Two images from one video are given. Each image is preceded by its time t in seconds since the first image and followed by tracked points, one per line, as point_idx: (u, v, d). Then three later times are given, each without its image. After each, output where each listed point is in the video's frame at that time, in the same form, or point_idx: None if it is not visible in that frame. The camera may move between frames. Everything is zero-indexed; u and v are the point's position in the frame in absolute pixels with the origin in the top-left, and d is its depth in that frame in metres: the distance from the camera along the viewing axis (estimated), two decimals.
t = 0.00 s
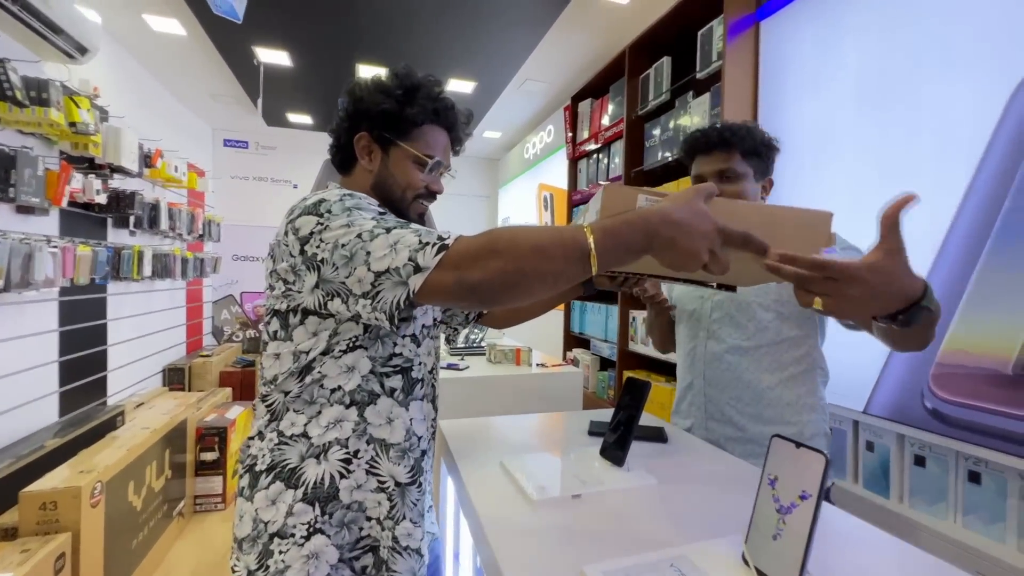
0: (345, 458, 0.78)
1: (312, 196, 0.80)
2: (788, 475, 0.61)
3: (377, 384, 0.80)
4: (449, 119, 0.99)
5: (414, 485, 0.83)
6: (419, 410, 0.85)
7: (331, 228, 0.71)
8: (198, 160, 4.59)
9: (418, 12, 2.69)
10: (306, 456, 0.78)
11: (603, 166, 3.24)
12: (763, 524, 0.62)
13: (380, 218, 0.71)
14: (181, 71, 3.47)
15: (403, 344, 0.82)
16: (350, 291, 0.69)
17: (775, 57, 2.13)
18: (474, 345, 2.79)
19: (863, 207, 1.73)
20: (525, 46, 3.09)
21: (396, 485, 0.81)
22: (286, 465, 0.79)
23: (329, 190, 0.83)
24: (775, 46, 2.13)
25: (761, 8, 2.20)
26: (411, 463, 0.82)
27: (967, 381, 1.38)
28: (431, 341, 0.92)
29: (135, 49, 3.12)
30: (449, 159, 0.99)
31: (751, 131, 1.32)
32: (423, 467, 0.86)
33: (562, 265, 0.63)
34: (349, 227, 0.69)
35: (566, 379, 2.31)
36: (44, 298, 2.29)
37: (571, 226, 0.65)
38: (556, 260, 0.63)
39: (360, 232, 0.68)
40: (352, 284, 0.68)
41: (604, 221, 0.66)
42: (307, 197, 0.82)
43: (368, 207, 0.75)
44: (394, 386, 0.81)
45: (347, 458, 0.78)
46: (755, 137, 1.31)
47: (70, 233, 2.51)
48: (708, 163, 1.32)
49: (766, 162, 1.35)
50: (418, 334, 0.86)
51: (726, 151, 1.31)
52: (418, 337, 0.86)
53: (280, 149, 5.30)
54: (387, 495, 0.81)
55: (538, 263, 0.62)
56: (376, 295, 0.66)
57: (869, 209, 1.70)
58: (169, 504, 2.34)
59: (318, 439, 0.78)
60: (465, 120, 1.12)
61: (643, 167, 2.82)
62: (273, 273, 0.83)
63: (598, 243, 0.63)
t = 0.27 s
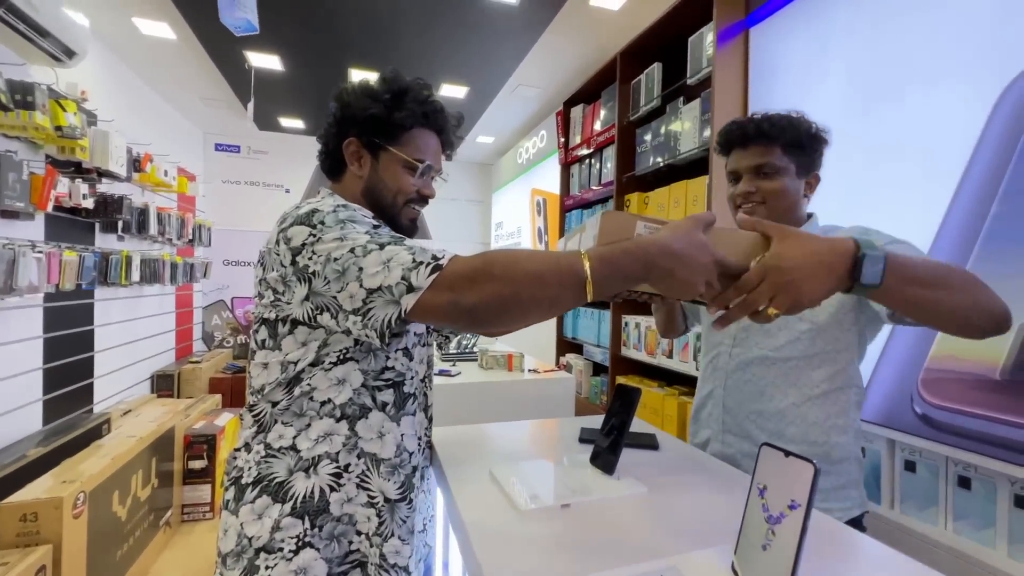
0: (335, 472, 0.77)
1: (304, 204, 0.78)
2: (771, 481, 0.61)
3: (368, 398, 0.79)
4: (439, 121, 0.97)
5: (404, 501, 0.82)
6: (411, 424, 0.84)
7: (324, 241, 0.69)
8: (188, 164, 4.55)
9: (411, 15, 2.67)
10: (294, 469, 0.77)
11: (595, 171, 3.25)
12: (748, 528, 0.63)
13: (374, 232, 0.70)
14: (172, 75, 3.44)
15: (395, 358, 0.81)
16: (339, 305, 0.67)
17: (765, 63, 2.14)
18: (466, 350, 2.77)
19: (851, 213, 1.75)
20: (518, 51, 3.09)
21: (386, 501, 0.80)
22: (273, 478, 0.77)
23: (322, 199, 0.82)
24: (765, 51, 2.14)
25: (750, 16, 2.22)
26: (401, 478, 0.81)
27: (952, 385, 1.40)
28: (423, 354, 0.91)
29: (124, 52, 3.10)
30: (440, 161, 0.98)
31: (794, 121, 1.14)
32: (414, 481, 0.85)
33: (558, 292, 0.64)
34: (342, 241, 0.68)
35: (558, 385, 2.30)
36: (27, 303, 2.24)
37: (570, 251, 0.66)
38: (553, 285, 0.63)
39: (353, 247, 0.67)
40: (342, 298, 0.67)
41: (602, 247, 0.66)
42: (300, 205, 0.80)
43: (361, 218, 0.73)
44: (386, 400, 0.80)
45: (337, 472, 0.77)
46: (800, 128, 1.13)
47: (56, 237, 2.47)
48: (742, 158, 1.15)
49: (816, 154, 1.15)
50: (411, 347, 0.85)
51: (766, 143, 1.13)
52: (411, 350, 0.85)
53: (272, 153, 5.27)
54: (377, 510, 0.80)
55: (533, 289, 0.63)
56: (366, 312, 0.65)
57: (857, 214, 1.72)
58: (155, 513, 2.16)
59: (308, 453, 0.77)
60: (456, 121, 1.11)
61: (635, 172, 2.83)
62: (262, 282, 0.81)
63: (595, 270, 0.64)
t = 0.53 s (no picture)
0: (332, 491, 0.77)
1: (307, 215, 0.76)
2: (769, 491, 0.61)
3: (369, 415, 0.78)
4: (430, 113, 0.96)
5: (402, 520, 0.82)
6: (411, 443, 0.84)
7: (333, 258, 0.68)
8: (180, 166, 4.51)
9: (406, 17, 2.66)
10: (290, 486, 0.76)
11: (590, 175, 3.25)
12: (746, 539, 0.62)
13: (384, 251, 0.69)
14: (163, 76, 3.41)
15: (398, 375, 0.81)
16: (346, 326, 0.67)
17: (758, 69, 2.15)
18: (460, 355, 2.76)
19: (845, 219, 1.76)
20: (513, 54, 3.10)
21: (385, 521, 0.80)
22: (268, 495, 0.76)
23: (326, 210, 0.79)
24: (758, 58, 2.16)
25: (743, 22, 2.24)
26: (401, 498, 0.81)
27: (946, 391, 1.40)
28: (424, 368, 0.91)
29: (115, 53, 3.06)
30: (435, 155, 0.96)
31: (816, 121, 1.14)
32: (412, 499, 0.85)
33: (573, 324, 0.65)
34: (351, 260, 0.67)
35: (552, 390, 2.29)
36: (13, 306, 2.20)
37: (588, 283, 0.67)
38: (569, 316, 0.65)
39: (365, 267, 0.66)
40: (350, 318, 0.66)
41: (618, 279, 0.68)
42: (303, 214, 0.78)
43: (369, 233, 0.72)
44: (387, 418, 0.80)
45: (334, 490, 0.77)
46: (823, 127, 1.13)
47: (44, 240, 2.43)
48: (762, 161, 1.16)
49: (840, 154, 1.14)
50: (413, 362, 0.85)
51: (786, 145, 1.14)
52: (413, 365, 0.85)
53: (265, 156, 5.24)
54: (374, 530, 0.79)
55: (546, 318, 0.64)
56: (376, 335, 0.65)
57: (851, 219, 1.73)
58: (142, 520, 2.09)
59: (306, 470, 0.76)
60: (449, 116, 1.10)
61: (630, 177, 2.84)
62: (261, 292, 0.79)
63: (610, 303, 0.65)
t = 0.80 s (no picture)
0: (336, 501, 0.76)
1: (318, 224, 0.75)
2: (764, 499, 0.60)
3: (377, 425, 0.78)
4: (438, 110, 0.96)
5: (409, 528, 0.83)
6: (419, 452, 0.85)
7: (350, 277, 0.68)
8: (173, 166, 4.48)
9: (404, 17, 2.65)
10: (293, 495, 0.76)
11: (586, 178, 3.27)
12: (742, 549, 0.60)
13: (401, 270, 0.70)
14: (158, 74, 3.38)
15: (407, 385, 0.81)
16: (365, 344, 0.68)
17: (754, 73, 2.17)
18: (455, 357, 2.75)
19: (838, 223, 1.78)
20: (510, 56, 3.09)
21: (391, 531, 0.80)
22: (269, 504, 0.76)
23: (339, 220, 0.78)
24: (753, 62, 2.17)
25: (739, 26, 2.25)
26: (407, 507, 0.82)
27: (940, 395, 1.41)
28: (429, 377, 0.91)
29: (108, 51, 3.04)
30: (445, 153, 0.97)
31: (800, 125, 1.12)
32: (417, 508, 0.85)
33: (593, 354, 0.69)
34: (370, 281, 0.67)
35: (546, 393, 2.28)
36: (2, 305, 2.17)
37: (607, 317, 0.69)
38: (591, 347, 0.68)
39: (385, 290, 0.67)
40: (369, 337, 0.68)
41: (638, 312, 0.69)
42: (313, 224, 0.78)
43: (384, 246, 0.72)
44: (396, 428, 0.80)
45: (339, 499, 0.76)
46: (807, 132, 1.11)
47: (35, 238, 2.39)
48: (747, 170, 1.15)
49: (826, 157, 1.13)
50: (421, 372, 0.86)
51: (770, 152, 1.12)
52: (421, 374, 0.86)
53: (260, 156, 5.21)
54: (380, 541, 0.79)
55: (566, 343, 0.67)
56: (397, 354, 0.68)
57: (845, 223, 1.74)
58: (134, 523, 2.03)
59: (310, 479, 0.76)
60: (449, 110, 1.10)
61: (626, 179, 2.85)
62: (268, 299, 0.77)
63: (633, 335, 0.67)
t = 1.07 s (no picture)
0: (328, 509, 0.76)
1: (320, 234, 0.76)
2: (755, 501, 0.60)
3: (370, 436, 0.78)
4: (449, 112, 0.95)
5: (400, 544, 0.82)
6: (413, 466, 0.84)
7: (349, 292, 0.68)
8: (169, 164, 4.46)
9: (403, 17, 2.65)
10: (284, 502, 0.76)
11: (583, 179, 3.27)
12: (733, 552, 0.60)
13: (404, 286, 0.70)
14: (154, 72, 3.37)
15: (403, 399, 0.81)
16: (363, 358, 0.69)
17: (750, 76, 2.18)
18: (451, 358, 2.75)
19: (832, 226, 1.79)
20: (508, 56, 3.10)
21: (381, 544, 0.79)
22: (261, 510, 0.76)
23: (340, 231, 0.78)
24: (749, 65, 2.18)
25: (735, 30, 2.25)
26: (398, 522, 0.81)
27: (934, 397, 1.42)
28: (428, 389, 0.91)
29: (104, 48, 3.03)
30: (456, 157, 0.96)
31: (783, 129, 1.14)
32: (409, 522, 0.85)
33: (600, 370, 0.70)
34: (370, 296, 0.68)
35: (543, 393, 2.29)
36: None
37: (608, 335, 0.72)
38: (597, 364, 0.70)
39: (384, 305, 0.67)
40: (367, 351, 0.68)
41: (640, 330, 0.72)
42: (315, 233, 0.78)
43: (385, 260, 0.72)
44: (389, 441, 0.80)
45: (330, 508, 0.76)
46: (789, 137, 1.14)
47: (28, 236, 2.37)
48: (735, 176, 1.17)
49: (809, 160, 1.15)
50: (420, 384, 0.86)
51: (753, 159, 1.14)
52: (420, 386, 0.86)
53: (257, 155, 5.20)
54: (368, 554, 0.78)
55: (571, 363, 0.69)
56: (394, 369, 0.68)
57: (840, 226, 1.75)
58: (127, 523, 2.02)
59: (302, 487, 0.76)
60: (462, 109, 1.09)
61: (623, 181, 2.86)
62: (265, 307, 0.78)
63: (638, 357, 0.70)
